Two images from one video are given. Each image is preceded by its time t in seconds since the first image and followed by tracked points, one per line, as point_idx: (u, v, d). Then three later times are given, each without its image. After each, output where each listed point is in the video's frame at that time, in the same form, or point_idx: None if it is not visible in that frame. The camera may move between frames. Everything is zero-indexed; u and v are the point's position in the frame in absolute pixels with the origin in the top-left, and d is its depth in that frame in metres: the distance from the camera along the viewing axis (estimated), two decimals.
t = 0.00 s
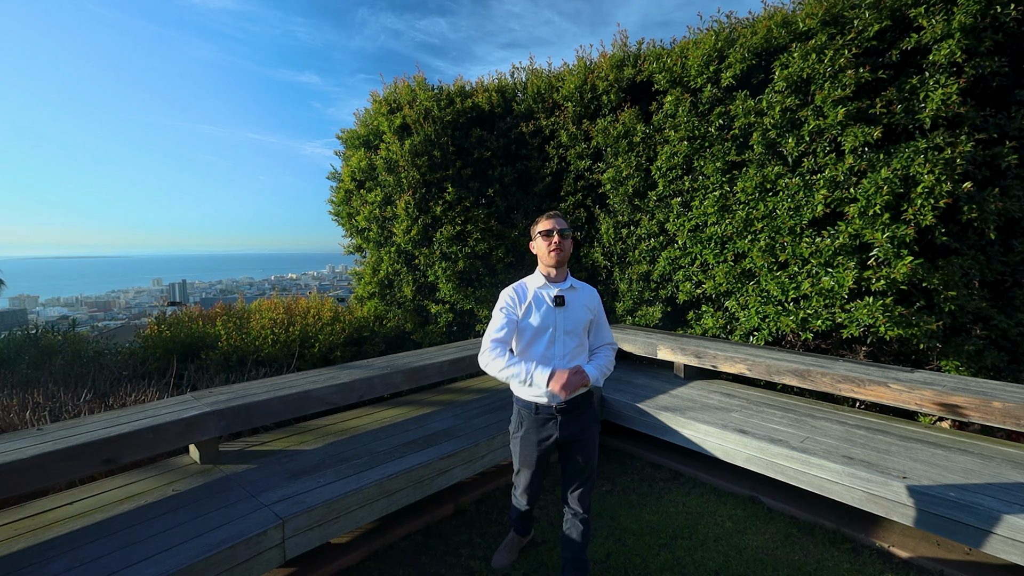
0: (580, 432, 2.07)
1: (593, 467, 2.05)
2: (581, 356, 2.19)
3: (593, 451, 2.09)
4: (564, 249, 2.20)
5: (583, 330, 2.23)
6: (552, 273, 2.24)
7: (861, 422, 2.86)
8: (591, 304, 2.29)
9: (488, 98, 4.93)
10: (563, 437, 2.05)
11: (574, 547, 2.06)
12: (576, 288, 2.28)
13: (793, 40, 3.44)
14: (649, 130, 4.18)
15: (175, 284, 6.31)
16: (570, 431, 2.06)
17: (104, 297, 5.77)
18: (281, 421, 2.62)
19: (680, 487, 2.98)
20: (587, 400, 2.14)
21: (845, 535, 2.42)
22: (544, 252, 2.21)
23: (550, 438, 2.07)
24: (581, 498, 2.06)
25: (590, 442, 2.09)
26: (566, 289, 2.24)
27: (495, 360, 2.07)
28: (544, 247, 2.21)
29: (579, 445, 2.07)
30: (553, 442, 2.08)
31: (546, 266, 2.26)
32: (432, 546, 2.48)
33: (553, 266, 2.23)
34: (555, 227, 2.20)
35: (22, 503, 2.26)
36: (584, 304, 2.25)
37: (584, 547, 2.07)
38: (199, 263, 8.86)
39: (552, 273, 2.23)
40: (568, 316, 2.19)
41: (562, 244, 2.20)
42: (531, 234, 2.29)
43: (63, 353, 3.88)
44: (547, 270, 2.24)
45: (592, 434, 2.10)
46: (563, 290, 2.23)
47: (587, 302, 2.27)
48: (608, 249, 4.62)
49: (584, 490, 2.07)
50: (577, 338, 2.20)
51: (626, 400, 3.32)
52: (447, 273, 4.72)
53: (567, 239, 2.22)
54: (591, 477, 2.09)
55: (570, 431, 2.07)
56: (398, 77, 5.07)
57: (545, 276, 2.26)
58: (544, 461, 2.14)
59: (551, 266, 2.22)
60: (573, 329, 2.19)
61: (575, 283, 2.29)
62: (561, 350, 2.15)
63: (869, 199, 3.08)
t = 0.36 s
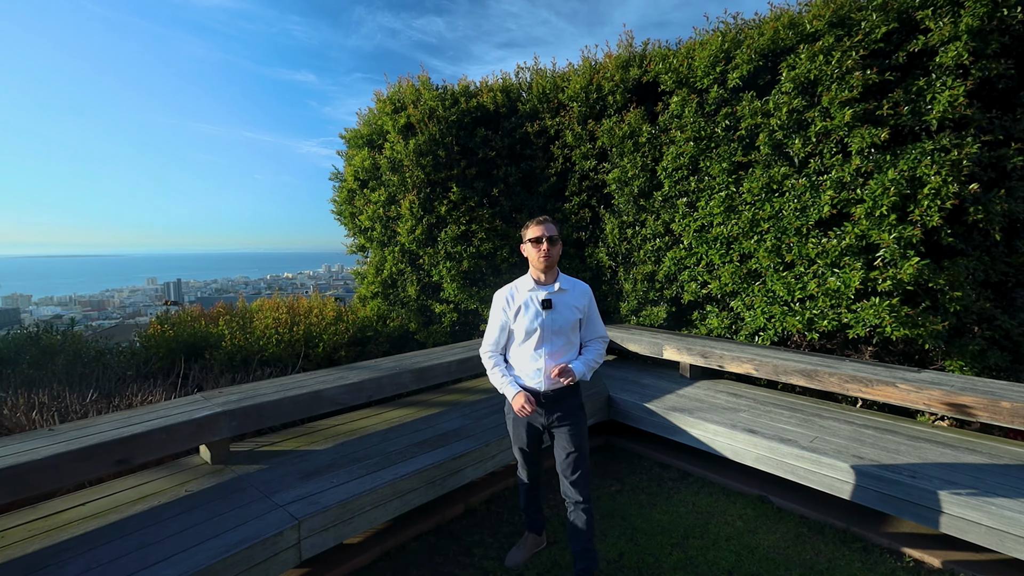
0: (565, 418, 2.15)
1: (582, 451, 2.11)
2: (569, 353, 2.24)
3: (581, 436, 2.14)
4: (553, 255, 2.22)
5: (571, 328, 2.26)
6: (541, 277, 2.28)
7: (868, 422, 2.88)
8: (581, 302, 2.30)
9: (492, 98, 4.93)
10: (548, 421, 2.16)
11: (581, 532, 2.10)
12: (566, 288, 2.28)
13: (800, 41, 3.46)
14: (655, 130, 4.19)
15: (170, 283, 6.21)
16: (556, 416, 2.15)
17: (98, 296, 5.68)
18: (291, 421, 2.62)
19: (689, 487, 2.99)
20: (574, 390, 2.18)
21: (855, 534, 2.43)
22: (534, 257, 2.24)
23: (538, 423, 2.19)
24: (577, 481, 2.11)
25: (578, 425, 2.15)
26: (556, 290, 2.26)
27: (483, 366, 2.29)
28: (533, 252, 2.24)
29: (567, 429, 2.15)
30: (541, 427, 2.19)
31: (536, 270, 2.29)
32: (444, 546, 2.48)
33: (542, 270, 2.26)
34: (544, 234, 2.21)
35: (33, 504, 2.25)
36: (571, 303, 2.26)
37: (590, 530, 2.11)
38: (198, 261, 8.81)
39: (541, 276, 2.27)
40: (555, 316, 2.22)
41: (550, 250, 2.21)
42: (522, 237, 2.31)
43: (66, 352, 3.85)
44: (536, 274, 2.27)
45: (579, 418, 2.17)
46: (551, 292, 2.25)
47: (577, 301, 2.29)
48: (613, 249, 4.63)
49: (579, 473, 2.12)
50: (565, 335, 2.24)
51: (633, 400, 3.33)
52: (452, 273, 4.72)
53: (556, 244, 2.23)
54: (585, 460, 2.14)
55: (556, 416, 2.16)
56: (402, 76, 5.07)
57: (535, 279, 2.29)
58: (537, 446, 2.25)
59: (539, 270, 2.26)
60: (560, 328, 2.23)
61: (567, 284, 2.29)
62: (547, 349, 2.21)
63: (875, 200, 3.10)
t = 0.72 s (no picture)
0: (566, 406, 2.18)
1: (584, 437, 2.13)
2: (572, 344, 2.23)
3: (583, 423, 2.16)
4: (547, 254, 2.24)
5: (571, 321, 2.27)
6: (538, 276, 2.30)
7: (877, 421, 2.89)
8: (581, 297, 2.30)
9: (497, 97, 4.92)
10: (550, 409, 2.21)
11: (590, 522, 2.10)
12: (563, 284, 2.29)
13: (807, 41, 3.47)
14: (660, 130, 4.20)
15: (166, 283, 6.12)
16: (558, 404, 2.19)
17: (93, 296, 5.60)
18: (302, 422, 2.61)
19: (698, 486, 3.00)
20: (574, 379, 2.22)
21: (867, 533, 2.44)
22: (529, 257, 2.27)
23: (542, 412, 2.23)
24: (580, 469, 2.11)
25: (580, 413, 2.17)
26: (553, 286, 2.28)
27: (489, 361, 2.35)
28: (528, 253, 2.26)
29: (568, 417, 2.17)
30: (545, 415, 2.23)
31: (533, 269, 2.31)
32: (456, 547, 2.48)
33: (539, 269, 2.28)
34: (537, 234, 2.23)
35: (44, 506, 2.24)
36: (568, 298, 2.28)
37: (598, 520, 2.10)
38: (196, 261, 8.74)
39: (536, 274, 2.29)
40: (553, 313, 2.25)
41: (544, 249, 2.23)
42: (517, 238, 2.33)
43: (69, 353, 3.81)
44: (534, 274, 2.30)
45: (581, 405, 2.19)
46: (548, 290, 2.27)
47: (575, 295, 2.29)
48: (618, 248, 4.63)
49: (583, 461, 2.13)
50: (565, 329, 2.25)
51: (641, 399, 3.33)
52: (456, 273, 4.71)
53: (550, 243, 2.25)
54: (587, 447, 2.14)
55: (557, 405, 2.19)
56: (406, 76, 5.05)
57: (533, 278, 2.32)
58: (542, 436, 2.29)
59: (536, 269, 2.29)
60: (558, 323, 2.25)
61: (564, 280, 2.30)
62: (547, 343, 2.23)
63: (883, 200, 3.11)
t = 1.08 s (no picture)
0: (564, 405, 2.17)
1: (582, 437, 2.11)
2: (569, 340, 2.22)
3: (581, 422, 2.16)
4: (542, 251, 2.26)
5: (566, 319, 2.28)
6: (533, 274, 2.33)
7: (869, 418, 2.92)
8: (575, 295, 2.32)
9: (490, 97, 4.90)
10: (548, 409, 2.19)
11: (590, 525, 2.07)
12: (558, 282, 2.33)
13: (799, 42, 3.50)
14: (654, 129, 4.21)
15: (151, 284, 5.99)
16: (555, 403, 2.17)
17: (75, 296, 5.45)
18: (295, 425, 2.57)
19: (694, 484, 3.01)
20: (571, 378, 2.21)
21: (860, 529, 2.47)
22: (524, 254, 2.29)
23: (539, 413, 2.21)
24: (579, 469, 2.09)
25: (577, 411, 2.17)
26: (547, 284, 2.31)
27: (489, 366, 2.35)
28: (524, 250, 2.28)
29: (566, 416, 2.16)
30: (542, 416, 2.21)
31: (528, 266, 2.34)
32: (453, 549, 2.47)
33: (534, 267, 2.31)
34: (533, 232, 2.25)
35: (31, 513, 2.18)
36: (563, 295, 2.30)
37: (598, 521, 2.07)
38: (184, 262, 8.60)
39: (532, 272, 2.32)
40: (548, 311, 2.27)
41: (540, 247, 2.25)
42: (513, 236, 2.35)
43: (53, 357, 3.73)
44: (529, 272, 2.32)
45: (578, 405, 2.19)
46: (543, 288, 2.30)
47: (570, 293, 2.32)
48: (611, 248, 4.64)
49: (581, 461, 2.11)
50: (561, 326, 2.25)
51: (636, 399, 3.34)
52: (449, 273, 4.69)
53: (546, 241, 2.27)
54: (586, 446, 2.13)
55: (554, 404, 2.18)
56: (398, 75, 5.02)
57: (528, 277, 2.35)
58: (539, 438, 2.27)
59: (532, 268, 2.31)
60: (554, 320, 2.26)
61: (559, 278, 2.34)
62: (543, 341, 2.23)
63: (873, 199, 3.15)
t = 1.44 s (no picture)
0: (551, 418, 2.11)
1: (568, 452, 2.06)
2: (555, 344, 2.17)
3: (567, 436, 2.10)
4: (532, 252, 2.19)
5: (555, 324, 2.23)
6: (522, 276, 2.27)
7: (845, 413, 2.98)
8: (565, 298, 2.27)
9: (470, 95, 4.88)
10: (534, 421, 2.14)
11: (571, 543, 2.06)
12: (547, 285, 2.27)
13: (775, 43, 3.55)
14: (634, 129, 4.23)
15: (125, 285, 5.80)
16: (541, 416, 2.12)
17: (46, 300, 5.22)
18: (271, 429, 2.51)
19: (675, 482, 3.03)
20: (559, 389, 2.15)
21: (836, 523, 2.52)
22: (514, 255, 2.22)
23: (524, 424, 2.16)
24: (563, 486, 2.05)
25: (564, 425, 2.11)
26: (536, 287, 2.25)
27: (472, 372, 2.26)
28: (513, 250, 2.21)
29: (552, 429, 2.11)
30: (528, 428, 2.16)
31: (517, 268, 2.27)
32: (435, 552, 2.44)
33: (523, 268, 2.25)
34: (523, 232, 2.17)
35: None
36: (552, 299, 2.24)
37: (579, 539, 2.05)
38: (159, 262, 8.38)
39: (521, 274, 2.26)
40: (536, 313, 2.22)
41: (530, 248, 2.19)
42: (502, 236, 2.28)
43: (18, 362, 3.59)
44: (517, 274, 2.26)
45: (566, 417, 2.14)
46: (532, 290, 2.25)
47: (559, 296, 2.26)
48: (593, 247, 4.66)
49: (565, 477, 2.07)
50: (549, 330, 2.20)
51: (618, 397, 3.35)
52: (431, 273, 4.65)
53: (536, 242, 2.20)
54: (571, 462, 2.08)
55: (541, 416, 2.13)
56: (378, 72, 4.96)
57: (516, 279, 2.29)
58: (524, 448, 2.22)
59: (521, 270, 2.25)
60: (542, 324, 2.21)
61: (548, 281, 2.28)
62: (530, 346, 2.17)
63: (848, 199, 3.21)
